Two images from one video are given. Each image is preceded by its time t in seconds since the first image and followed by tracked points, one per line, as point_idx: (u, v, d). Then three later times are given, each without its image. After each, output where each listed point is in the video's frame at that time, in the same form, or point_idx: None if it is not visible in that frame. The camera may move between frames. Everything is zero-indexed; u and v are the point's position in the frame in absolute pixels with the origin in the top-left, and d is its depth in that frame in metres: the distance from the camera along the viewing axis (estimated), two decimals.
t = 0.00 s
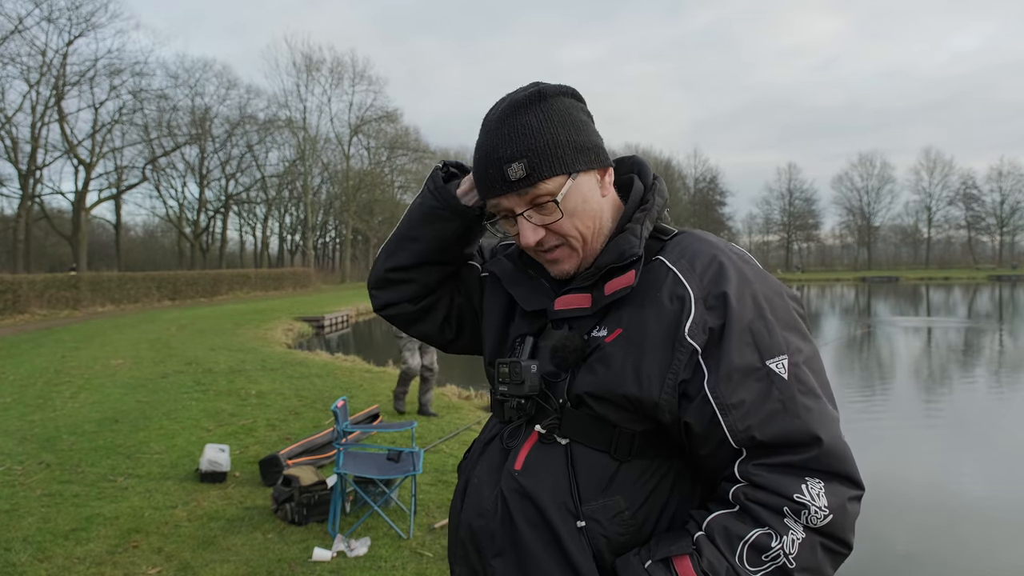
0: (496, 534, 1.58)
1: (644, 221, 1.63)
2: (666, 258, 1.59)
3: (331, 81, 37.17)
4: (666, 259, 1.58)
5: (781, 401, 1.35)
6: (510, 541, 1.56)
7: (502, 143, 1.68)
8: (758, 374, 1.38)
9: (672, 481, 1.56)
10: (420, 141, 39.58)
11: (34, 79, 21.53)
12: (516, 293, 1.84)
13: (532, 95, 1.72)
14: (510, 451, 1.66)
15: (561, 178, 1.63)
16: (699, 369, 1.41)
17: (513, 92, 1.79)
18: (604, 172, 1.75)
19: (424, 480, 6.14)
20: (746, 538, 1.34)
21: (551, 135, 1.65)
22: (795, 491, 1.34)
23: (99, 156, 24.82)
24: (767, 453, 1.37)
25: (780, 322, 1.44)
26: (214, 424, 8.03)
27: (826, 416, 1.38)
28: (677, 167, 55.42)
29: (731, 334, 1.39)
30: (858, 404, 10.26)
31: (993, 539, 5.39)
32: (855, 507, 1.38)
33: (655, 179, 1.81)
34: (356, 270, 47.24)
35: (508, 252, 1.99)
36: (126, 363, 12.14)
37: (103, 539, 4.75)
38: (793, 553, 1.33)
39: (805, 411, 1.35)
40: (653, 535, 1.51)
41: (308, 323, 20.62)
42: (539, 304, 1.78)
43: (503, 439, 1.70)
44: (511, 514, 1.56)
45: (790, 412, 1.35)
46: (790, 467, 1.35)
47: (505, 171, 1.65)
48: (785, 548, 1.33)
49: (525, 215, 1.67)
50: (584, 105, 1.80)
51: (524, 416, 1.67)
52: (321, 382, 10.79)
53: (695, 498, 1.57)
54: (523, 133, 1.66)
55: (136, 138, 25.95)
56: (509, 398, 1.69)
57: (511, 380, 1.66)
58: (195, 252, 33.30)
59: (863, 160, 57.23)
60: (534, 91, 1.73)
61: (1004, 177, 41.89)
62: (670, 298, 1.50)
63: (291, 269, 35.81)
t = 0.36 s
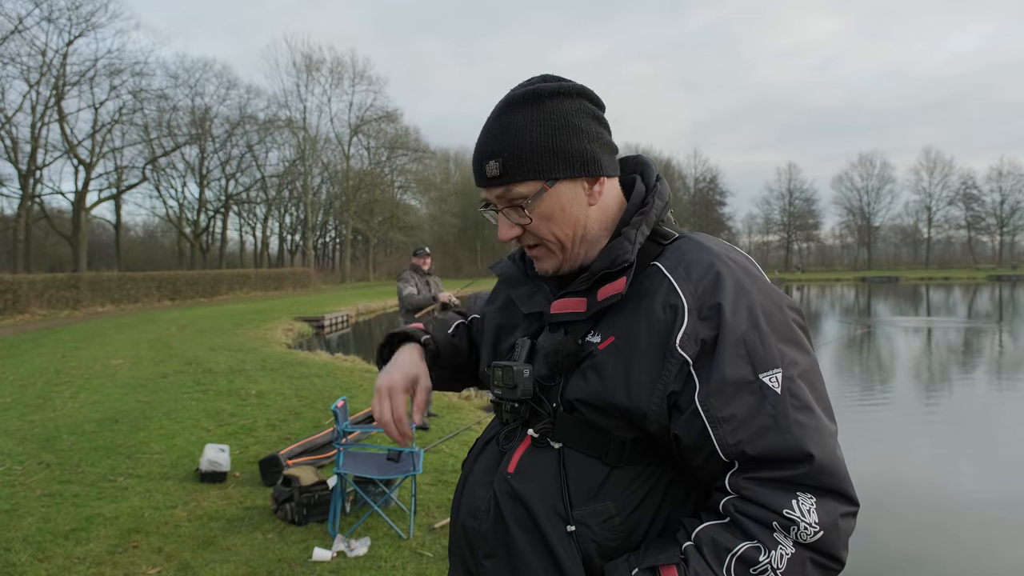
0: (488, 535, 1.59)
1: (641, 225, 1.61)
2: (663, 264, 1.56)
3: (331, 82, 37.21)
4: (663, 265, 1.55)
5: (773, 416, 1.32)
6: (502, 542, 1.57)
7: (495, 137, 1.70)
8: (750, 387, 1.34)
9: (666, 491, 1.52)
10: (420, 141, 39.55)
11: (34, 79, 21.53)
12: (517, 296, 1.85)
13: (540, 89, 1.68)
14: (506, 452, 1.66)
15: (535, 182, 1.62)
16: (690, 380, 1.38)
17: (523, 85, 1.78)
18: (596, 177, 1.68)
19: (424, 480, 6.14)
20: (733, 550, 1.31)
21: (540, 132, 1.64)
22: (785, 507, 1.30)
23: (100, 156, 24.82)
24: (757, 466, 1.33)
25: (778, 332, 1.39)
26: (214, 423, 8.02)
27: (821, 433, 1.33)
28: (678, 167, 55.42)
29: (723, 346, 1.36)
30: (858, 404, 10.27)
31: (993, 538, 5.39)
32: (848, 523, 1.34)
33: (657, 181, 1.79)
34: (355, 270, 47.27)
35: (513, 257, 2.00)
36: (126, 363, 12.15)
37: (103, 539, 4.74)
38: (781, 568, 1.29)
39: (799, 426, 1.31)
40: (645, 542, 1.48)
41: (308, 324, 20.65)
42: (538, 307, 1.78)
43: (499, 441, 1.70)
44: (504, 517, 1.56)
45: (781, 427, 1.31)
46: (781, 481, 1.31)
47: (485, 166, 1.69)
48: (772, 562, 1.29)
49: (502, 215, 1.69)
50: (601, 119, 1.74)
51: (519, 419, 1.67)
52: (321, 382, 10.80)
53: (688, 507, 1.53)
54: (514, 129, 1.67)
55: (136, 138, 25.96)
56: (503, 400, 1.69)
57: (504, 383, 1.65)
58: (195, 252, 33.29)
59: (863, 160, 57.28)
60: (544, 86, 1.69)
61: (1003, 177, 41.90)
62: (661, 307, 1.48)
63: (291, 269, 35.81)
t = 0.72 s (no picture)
0: (463, 525, 1.65)
1: (604, 226, 1.46)
2: (624, 265, 1.43)
3: (331, 82, 37.24)
4: (625, 267, 1.42)
5: (715, 427, 1.19)
6: (473, 532, 1.62)
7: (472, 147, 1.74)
8: (693, 397, 1.21)
9: (627, 497, 1.47)
10: (421, 141, 39.55)
11: (34, 79, 21.54)
12: (513, 297, 1.87)
13: (505, 94, 1.60)
14: (488, 448, 1.71)
15: (481, 183, 1.66)
16: (636, 387, 1.30)
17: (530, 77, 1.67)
18: (535, 186, 1.57)
19: (423, 480, 6.14)
20: (675, 563, 1.22)
21: (488, 144, 1.62)
22: (723, 523, 1.18)
23: (99, 156, 24.83)
24: (702, 479, 1.22)
25: (731, 337, 1.22)
26: (213, 423, 8.02)
27: (769, 449, 1.17)
28: (678, 167, 55.42)
29: (666, 355, 1.24)
30: (858, 403, 10.26)
31: (993, 537, 5.40)
32: (801, 545, 1.18)
33: (643, 176, 1.58)
34: (356, 270, 47.31)
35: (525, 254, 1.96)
36: (126, 363, 12.15)
37: (103, 539, 4.75)
38: None
39: (743, 441, 1.16)
40: (607, 544, 1.45)
41: (308, 324, 20.65)
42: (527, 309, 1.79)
43: (486, 436, 1.75)
44: (478, 511, 1.60)
45: (723, 439, 1.18)
46: (721, 495, 1.19)
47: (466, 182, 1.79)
48: None
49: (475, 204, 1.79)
50: (560, 132, 1.56)
51: (497, 417, 1.69)
52: (321, 382, 10.80)
53: (650, 513, 1.44)
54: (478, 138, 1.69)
55: (136, 138, 25.98)
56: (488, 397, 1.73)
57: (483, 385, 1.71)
58: (195, 252, 33.29)
59: (863, 160, 57.26)
60: (513, 91, 1.62)
61: (1003, 177, 41.93)
62: (613, 310, 1.39)
63: (291, 268, 35.82)
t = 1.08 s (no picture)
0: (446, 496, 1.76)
1: (571, 227, 1.43)
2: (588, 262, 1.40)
3: (330, 81, 37.25)
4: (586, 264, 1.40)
5: (618, 433, 1.18)
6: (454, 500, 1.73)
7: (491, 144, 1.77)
8: (606, 402, 1.21)
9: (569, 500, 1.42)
10: (421, 141, 39.53)
11: (34, 79, 21.54)
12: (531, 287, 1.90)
13: (516, 92, 1.60)
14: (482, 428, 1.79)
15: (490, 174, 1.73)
16: (564, 385, 1.32)
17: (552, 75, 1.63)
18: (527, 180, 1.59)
19: (423, 480, 6.14)
20: (581, 563, 1.25)
21: (498, 142, 1.64)
22: (619, 530, 1.18)
23: (99, 156, 24.84)
24: (610, 484, 1.21)
25: (654, 346, 1.18)
26: (213, 423, 8.02)
27: (668, 462, 1.13)
28: (678, 167, 55.42)
29: (586, 356, 1.24)
30: (857, 404, 10.26)
31: (992, 537, 5.40)
32: (696, 566, 1.13)
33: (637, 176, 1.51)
34: (356, 270, 47.31)
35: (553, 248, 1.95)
36: (126, 363, 12.14)
37: (103, 539, 4.75)
38: None
39: (640, 450, 1.14)
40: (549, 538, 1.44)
41: (308, 324, 20.65)
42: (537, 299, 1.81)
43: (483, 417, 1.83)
44: (455, 485, 1.69)
45: (624, 447, 1.17)
46: (621, 501, 1.19)
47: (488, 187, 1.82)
48: None
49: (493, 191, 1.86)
50: (557, 135, 1.53)
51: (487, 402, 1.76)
52: (321, 382, 10.80)
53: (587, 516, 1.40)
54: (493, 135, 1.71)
55: (136, 138, 26.01)
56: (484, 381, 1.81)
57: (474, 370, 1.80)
58: (195, 252, 33.27)
59: (863, 160, 57.26)
60: (523, 87, 1.61)
61: (1003, 177, 41.90)
62: (561, 308, 1.39)
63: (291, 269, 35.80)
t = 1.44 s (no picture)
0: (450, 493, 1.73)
1: (590, 223, 1.41)
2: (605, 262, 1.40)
3: (330, 81, 37.27)
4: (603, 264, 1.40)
5: (639, 425, 1.17)
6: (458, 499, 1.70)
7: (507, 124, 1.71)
8: (627, 394, 1.19)
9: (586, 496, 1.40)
10: (421, 141, 39.48)
11: (34, 79, 21.53)
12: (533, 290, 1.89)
13: (547, 83, 1.58)
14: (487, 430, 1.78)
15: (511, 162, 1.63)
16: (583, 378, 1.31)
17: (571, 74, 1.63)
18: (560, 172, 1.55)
19: (424, 480, 6.14)
20: (600, 556, 1.21)
21: (527, 128, 1.58)
22: (640, 523, 1.15)
23: (99, 156, 24.83)
24: (630, 477, 1.19)
25: (676, 342, 1.17)
26: (213, 424, 8.02)
27: (694, 453, 1.12)
28: (678, 167, 55.37)
29: (608, 350, 1.22)
30: (857, 403, 10.27)
31: (991, 536, 5.43)
32: (716, 557, 1.11)
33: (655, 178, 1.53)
34: (356, 270, 47.32)
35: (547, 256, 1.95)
36: (126, 363, 12.15)
37: (103, 539, 4.75)
38: None
39: (661, 441, 1.13)
40: (562, 535, 1.41)
41: (308, 324, 20.68)
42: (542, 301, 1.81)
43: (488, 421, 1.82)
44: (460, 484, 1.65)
45: (647, 439, 1.15)
46: (643, 492, 1.16)
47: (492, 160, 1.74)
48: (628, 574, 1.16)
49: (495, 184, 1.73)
50: (596, 126, 1.53)
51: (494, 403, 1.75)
52: (322, 382, 10.79)
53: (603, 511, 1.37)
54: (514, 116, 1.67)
55: (136, 138, 26.03)
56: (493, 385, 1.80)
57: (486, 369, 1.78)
58: (196, 252, 33.27)
59: (864, 160, 57.22)
60: (554, 80, 1.59)
61: (1004, 177, 41.84)
62: (577, 306, 1.38)
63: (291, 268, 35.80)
